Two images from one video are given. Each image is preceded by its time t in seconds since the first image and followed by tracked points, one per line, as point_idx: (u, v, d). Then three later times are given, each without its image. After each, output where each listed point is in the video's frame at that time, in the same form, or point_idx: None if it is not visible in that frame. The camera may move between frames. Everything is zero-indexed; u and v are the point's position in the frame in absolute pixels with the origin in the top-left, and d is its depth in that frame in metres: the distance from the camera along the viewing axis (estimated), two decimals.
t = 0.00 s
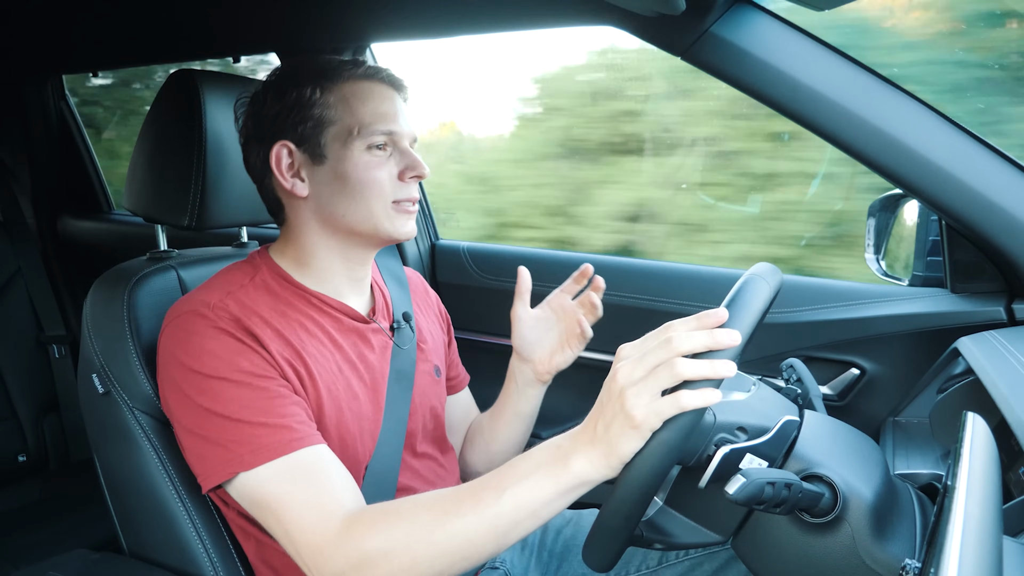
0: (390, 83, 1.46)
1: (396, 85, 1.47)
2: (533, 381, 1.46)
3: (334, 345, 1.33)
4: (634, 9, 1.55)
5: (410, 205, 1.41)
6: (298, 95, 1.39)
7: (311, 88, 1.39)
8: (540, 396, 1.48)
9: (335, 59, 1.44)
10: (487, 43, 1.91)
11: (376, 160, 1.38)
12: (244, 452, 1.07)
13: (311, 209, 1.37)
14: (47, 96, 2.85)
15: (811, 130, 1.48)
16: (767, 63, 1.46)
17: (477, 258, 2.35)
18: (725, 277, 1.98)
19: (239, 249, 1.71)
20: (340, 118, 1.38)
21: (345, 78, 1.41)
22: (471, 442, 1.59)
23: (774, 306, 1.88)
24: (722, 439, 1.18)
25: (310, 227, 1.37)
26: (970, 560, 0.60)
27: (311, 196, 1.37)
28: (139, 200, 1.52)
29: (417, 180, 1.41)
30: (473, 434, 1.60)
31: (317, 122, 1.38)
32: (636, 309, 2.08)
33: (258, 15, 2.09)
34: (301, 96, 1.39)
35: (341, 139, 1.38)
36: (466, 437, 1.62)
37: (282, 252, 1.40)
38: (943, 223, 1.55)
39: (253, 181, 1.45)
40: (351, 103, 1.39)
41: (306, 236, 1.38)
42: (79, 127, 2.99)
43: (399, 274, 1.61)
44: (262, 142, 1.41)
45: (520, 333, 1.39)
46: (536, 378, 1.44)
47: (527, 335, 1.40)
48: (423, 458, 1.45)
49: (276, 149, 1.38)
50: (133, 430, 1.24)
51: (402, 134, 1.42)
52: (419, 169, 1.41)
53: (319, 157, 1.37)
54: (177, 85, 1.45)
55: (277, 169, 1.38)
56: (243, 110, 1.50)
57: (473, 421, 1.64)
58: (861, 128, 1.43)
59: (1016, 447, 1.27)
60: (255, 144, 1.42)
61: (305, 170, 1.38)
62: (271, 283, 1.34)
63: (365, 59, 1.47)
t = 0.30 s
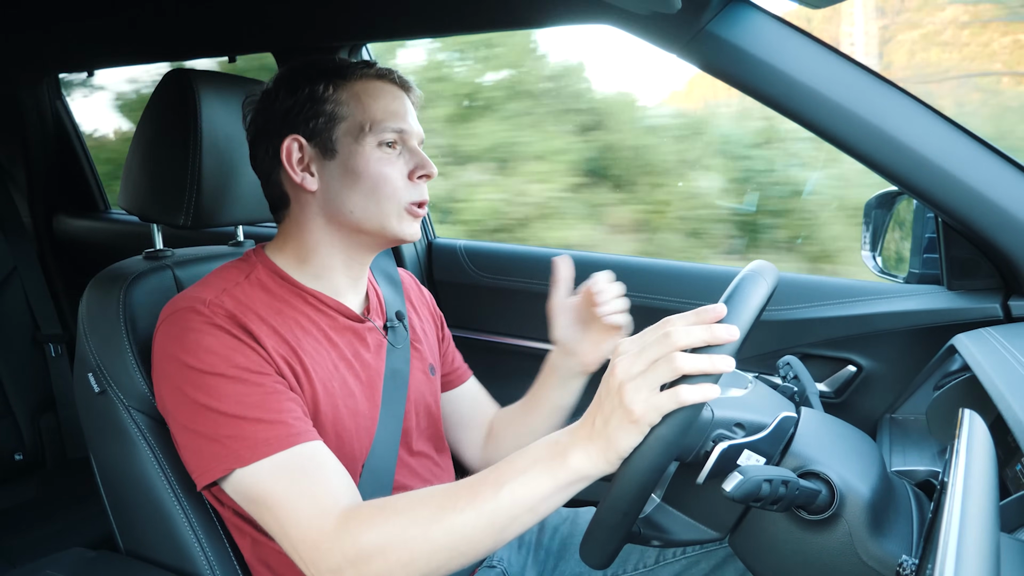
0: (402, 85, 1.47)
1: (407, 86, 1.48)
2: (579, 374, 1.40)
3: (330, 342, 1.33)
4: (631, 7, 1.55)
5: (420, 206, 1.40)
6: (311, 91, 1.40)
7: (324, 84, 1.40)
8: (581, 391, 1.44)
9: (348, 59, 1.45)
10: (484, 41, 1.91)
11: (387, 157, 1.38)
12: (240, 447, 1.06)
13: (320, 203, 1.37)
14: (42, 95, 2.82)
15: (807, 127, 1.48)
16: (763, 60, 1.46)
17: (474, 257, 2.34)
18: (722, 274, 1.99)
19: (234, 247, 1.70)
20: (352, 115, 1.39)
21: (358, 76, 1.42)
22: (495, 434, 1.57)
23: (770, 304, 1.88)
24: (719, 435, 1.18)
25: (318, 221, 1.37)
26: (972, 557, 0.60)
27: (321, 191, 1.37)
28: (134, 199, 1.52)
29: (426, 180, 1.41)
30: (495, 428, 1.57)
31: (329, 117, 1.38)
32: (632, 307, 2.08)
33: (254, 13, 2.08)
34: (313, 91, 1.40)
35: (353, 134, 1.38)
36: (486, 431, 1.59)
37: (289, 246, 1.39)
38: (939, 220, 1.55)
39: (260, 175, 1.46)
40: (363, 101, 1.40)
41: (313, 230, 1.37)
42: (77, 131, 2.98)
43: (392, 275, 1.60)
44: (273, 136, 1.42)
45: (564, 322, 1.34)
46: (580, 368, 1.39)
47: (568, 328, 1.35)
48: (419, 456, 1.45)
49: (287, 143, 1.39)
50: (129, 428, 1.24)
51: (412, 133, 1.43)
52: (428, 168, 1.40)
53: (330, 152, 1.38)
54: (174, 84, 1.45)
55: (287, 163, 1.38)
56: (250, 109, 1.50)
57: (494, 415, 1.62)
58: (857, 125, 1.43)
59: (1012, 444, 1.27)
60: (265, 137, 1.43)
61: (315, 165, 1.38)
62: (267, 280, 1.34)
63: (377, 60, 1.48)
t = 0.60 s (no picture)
0: (391, 90, 1.45)
1: (398, 93, 1.47)
2: (542, 397, 1.42)
3: (328, 354, 1.33)
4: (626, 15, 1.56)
5: (409, 218, 1.40)
6: (295, 103, 1.40)
7: (309, 96, 1.40)
8: (548, 411, 1.46)
9: (334, 66, 1.44)
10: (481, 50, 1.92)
11: (374, 170, 1.38)
12: (238, 463, 1.06)
13: (307, 218, 1.37)
14: (39, 104, 2.84)
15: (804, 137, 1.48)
16: (760, 70, 1.47)
17: (470, 264, 2.35)
18: (718, 282, 2.00)
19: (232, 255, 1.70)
20: (338, 127, 1.38)
21: (343, 86, 1.42)
22: (478, 451, 1.58)
23: (766, 311, 1.88)
24: (716, 444, 1.16)
25: (305, 237, 1.37)
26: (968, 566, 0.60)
27: (307, 206, 1.38)
28: (131, 207, 1.52)
29: (416, 191, 1.40)
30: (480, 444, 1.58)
31: (314, 130, 1.38)
32: (629, 315, 2.08)
33: (251, 21, 2.09)
34: (298, 104, 1.40)
35: (338, 148, 1.38)
36: (471, 446, 1.60)
37: (275, 261, 1.40)
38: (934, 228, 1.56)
39: (252, 188, 1.47)
40: (349, 112, 1.39)
41: (302, 245, 1.37)
42: (71, 134, 2.97)
43: (392, 280, 1.60)
44: (261, 150, 1.42)
45: (519, 353, 1.34)
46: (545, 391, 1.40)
47: (523, 357, 1.35)
48: (416, 465, 1.45)
49: (273, 158, 1.39)
50: (126, 437, 1.23)
51: (401, 143, 1.42)
52: (417, 178, 1.40)
53: (316, 166, 1.38)
54: (171, 92, 1.45)
55: (273, 179, 1.39)
56: (242, 119, 1.51)
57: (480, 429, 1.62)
58: (854, 136, 1.44)
59: (1009, 452, 1.27)
60: (254, 151, 1.43)
61: (301, 180, 1.39)
62: (264, 292, 1.33)
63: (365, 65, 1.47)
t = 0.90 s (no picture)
0: (421, 96, 1.45)
1: (426, 99, 1.46)
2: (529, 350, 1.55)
3: (329, 343, 1.33)
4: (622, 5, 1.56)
5: (427, 217, 1.40)
6: (331, 96, 1.39)
7: (346, 91, 1.39)
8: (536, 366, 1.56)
9: (371, 67, 1.44)
10: (477, 41, 1.92)
11: (400, 168, 1.37)
12: (238, 447, 1.06)
13: (331, 209, 1.36)
14: (36, 96, 2.83)
15: (803, 125, 1.48)
16: (758, 58, 1.46)
17: (468, 255, 2.35)
18: (716, 272, 1.99)
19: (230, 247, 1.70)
20: (370, 123, 1.37)
21: (378, 86, 1.41)
22: (490, 426, 1.59)
23: (764, 302, 1.88)
24: (715, 433, 1.16)
25: (325, 227, 1.36)
26: (964, 551, 0.61)
27: (332, 197, 1.36)
28: (128, 199, 1.52)
29: (437, 194, 1.40)
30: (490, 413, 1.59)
31: (347, 124, 1.37)
32: (626, 305, 2.09)
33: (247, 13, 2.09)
34: (334, 97, 1.39)
35: (369, 143, 1.37)
36: (479, 422, 1.62)
37: (292, 248, 1.38)
38: (932, 216, 1.56)
39: (270, 172, 1.44)
40: (381, 111, 1.39)
41: (321, 234, 1.36)
42: (68, 127, 2.96)
43: (391, 273, 1.60)
44: (291, 138, 1.41)
45: (490, 289, 1.47)
46: (524, 326, 1.52)
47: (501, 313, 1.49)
48: (415, 455, 1.45)
49: (302, 145, 1.37)
50: (125, 428, 1.24)
51: (428, 147, 1.41)
52: (439, 182, 1.39)
53: (344, 159, 1.36)
54: (166, 84, 1.44)
55: (300, 166, 1.37)
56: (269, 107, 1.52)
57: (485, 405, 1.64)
58: (852, 122, 1.43)
59: (1006, 440, 1.28)
60: (282, 138, 1.41)
61: (328, 171, 1.37)
62: (265, 279, 1.33)
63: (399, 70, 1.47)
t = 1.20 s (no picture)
0: (401, 88, 1.44)
1: (407, 90, 1.45)
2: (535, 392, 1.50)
3: (327, 345, 1.32)
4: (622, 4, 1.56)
5: (416, 213, 1.40)
6: (310, 97, 1.37)
7: (324, 91, 1.37)
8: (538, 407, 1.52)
9: (349, 61, 1.41)
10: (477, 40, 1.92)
11: (388, 169, 1.37)
12: (237, 452, 1.06)
13: (320, 213, 1.36)
14: (36, 96, 2.83)
15: (804, 125, 1.48)
16: (758, 57, 1.46)
17: (468, 254, 2.34)
18: (716, 271, 1.99)
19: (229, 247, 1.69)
20: (353, 124, 1.36)
21: (357, 82, 1.40)
22: (471, 446, 1.57)
23: (765, 300, 1.88)
24: (714, 434, 1.15)
25: (317, 232, 1.36)
26: (967, 549, 0.61)
27: (320, 202, 1.36)
28: (128, 198, 1.52)
29: (426, 189, 1.40)
30: (475, 440, 1.57)
31: (329, 127, 1.35)
32: (626, 304, 2.08)
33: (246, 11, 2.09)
34: (313, 98, 1.37)
35: (354, 145, 1.36)
36: (465, 438, 1.60)
37: (286, 252, 1.39)
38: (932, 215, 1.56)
39: (258, 181, 1.44)
40: (364, 110, 1.37)
41: (311, 238, 1.36)
42: (68, 126, 2.96)
43: (391, 272, 1.60)
44: (273, 142, 1.39)
45: (513, 340, 1.45)
46: (535, 382, 1.48)
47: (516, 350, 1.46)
48: (414, 456, 1.45)
49: (285, 151, 1.36)
50: (125, 430, 1.23)
51: (413, 142, 1.41)
52: (429, 178, 1.39)
53: (330, 163, 1.35)
54: (167, 84, 1.44)
55: (285, 172, 1.36)
56: (245, 106, 1.47)
57: (475, 421, 1.61)
58: (852, 123, 1.43)
59: (1007, 439, 1.28)
60: (263, 143, 1.40)
61: (314, 175, 1.36)
62: (264, 282, 1.33)
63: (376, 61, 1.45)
